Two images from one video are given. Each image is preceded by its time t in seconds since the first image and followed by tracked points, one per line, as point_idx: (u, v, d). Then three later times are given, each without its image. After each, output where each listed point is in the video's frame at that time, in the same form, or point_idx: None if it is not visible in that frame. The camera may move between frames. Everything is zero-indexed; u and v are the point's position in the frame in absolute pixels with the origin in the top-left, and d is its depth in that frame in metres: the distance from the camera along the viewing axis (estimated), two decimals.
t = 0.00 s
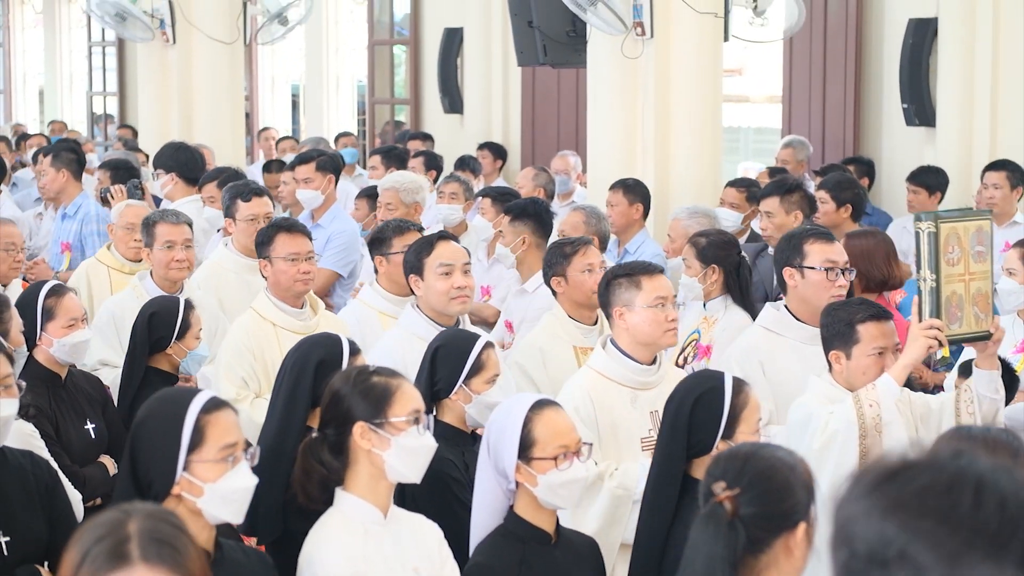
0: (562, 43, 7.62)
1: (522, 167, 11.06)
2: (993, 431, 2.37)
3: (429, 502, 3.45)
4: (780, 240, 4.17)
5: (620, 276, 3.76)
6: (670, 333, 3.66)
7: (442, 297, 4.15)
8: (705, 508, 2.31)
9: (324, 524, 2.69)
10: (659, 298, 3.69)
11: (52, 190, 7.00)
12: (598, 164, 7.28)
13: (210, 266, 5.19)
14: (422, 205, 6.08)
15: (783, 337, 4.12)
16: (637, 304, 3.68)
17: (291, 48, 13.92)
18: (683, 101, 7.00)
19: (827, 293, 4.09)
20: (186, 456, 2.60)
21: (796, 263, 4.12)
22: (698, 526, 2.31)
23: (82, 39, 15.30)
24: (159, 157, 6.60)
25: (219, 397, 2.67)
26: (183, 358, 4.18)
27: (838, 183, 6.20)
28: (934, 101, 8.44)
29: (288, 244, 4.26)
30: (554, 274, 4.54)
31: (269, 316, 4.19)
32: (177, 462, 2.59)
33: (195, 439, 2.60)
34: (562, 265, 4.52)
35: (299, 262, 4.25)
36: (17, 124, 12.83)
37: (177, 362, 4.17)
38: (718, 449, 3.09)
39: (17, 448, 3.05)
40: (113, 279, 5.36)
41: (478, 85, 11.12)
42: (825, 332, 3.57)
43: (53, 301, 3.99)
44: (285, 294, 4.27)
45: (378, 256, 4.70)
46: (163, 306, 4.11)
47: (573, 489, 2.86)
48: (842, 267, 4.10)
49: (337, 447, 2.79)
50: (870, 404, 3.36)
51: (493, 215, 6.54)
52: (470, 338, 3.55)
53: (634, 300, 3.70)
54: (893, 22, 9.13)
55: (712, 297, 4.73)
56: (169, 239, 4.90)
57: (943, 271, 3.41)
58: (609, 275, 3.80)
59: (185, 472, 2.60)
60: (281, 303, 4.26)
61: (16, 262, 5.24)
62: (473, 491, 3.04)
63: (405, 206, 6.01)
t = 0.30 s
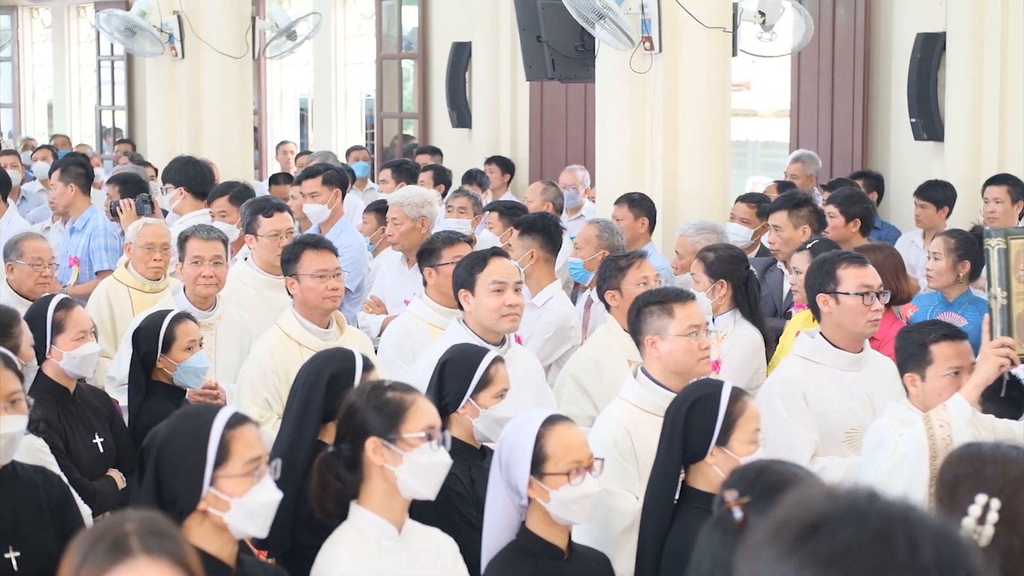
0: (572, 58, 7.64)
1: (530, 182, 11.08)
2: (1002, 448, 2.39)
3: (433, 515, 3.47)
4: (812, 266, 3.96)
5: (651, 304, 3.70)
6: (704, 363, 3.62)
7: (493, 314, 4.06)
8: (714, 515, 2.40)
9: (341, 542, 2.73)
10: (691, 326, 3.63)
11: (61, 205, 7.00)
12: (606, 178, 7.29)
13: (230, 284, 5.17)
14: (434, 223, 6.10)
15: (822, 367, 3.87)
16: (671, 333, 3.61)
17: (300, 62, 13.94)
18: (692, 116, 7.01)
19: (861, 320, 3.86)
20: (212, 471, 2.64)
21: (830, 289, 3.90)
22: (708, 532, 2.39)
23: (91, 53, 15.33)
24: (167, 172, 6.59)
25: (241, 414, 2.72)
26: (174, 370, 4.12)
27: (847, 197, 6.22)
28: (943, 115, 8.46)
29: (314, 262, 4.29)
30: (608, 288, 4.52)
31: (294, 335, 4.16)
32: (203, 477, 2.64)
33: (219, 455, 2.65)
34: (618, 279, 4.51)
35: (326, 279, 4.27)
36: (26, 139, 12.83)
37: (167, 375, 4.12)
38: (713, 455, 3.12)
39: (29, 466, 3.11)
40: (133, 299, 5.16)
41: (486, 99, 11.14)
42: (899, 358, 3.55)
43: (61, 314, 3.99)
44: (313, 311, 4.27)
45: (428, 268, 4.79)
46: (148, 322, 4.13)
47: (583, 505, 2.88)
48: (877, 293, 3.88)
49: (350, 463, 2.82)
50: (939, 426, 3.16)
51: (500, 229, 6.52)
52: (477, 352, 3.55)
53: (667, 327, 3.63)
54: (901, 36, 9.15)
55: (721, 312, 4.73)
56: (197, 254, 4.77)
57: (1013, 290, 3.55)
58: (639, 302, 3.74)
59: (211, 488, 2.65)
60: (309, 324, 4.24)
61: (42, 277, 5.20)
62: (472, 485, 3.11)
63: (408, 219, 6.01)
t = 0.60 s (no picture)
0: (586, 66, 7.65)
1: (545, 190, 11.09)
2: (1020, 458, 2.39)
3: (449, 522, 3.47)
4: (855, 274, 3.94)
5: (687, 314, 3.71)
6: (741, 373, 3.66)
7: (532, 331, 4.00)
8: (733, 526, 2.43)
9: (358, 550, 2.74)
10: (728, 336, 3.65)
11: (76, 213, 7.01)
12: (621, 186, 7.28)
13: (262, 295, 5.11)
14: (446, 232, 6.09)
15: (865, 377, 3.85)
16: (707, 344, 3.64)
17: (315, 70, 13.94)
18: (708, 124, 7.01)
19: (908, 330, 3.83)
20: (230, 482, 2.65)
21: (875, 297, 3.88)
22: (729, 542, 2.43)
23: (106, 61, 15.35)
24: (184, 180, 6.61)
25: (259, 424, 2.72)
26: (185, 380, 4.13)
27: (862, 206, 6.20)
28: (959, 124, 8.46)
29: (374, 276, 4.25)
30: (659, 298, 4.54)
31: (349, 345, 4.16)
32: (223, 487, 2.65)
33: (239, 465, 2.65)
34: (669, 290, 4.52)
35: (387, 293, 4.23)
36: (40, 147, 12.84)
37: (179, 384, 4.13)
38: (718, 459, 3.23)
39: (47, 474, 3.14)
40: (157, 306, 5.16)
41: (501, 108, 11.15)
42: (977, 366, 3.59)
43: (77, 320, 4.00)
44: (370, 325, 4.23)
45: (473, 275, 4.83)
46: (163, 332, 4.15)
47: (600, 516, 2.88)
48: (923, 301, 3.86)
49: (368, 472, 2.84)
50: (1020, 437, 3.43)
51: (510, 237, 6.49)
52: (493, 361, 3.55)
53: (703, 338, 3.66)
54: (917, 44, 9.14)
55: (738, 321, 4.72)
56: (220, 268, 4.65)
57: None
58: (674, 312, 3.75)
59: (230, 498, 2.65)
60: (364, 335, 4.22)
61: (67, 283, 5.15)
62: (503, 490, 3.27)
63: (416, 228, 6.00)
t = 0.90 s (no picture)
0: (600, 75, 7.63)
1: (558, 199, 11.08)
2: None
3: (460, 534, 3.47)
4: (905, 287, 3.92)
5: (732, 328, 3.71)
6: (786, 391, 3.65)
7: (560, 343, 3.84)
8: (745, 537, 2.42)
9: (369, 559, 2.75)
10: (773, 353, 3.64)
11: (89, 222, 7.01)
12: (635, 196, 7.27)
13: (310, 305, 5.05)
14: (456, 242, 6.06)
15: (916, 394, 3.83)
16: (752, 360, 3.65)
17: (328, 79, 13.94)
18: (722, 133, 7.00)
19: (956, 345, 3.80)
20: (241, 493, 2.64)
21: (924, 312, 3.84)
22: (741, 555, 2.43)
23: (120, 70, 15.36)
24: (198, 189, 6.60)
25: (270, 434, 2.71)
26: (199, 391, 4.12)
27: (876, 215, 6.18)
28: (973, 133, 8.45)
29: (430, 281, 4.24)
30: (702, 314, 4.32)
31: (403, 352, 4.27)
32: (233, 497, 2.64)
33: (249, 476, 2.64)
34: (715, 309, 4.31)
35: (442, 300, 4.21)
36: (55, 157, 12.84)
37: (193, 395, 4.13)
38: (731, 466, 3.22)
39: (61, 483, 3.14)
40: (179, 317, 5.12)
41: (515, 117, 11.15)
42: None
43: (88, 330, 4.00)
44: (425, 332, 4.28)
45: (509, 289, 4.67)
46: (178, 341, 4.14)
47: (609, 526, 2.90)
48: (973, 316, 3.83)
49: (379, 482, 2.84)
50: None
51: (520, 247, 6.47)
52: (507, 371, 3.54)
53: (748, 354, 3.66)
54: (932, 54, 9.13)
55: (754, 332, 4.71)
56: (228, 281, 4.56)
57: None
58: (719, 326, 3.75)
59: (240, 509, 2.64)
60: (420, 343, 4.29)
61: (80, 297, 5.12)
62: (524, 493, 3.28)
63: (423, 237, 5.99)
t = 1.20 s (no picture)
0: (616, 86, 7.63)
1: (574, 211, 11.10)
2: None
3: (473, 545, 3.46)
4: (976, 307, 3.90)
5: (799, 350, 3.58)
6: (856, 414, 3.48)
7: (605, 359, 3.70)
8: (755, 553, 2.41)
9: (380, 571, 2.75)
10: (842, 374, 3.50)
11: (105, 233, 7.01)
12: (650, 208, 7.26)
13: (358, 314, 4.93)
14: (471, 253, 6.04)
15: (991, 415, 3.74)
16: (820, 381, 3.50)
17: (344, 91, 13.96)
18: (737, 143, 7.00)
19: None
20: (253, 504, 2.64)
21: (993, 331, 3.81)
22: (754, 570, 2.43)
23: (137, 83, 15.40)
24: (214, 201, 6.61)
25: (283, 445, 2.72)
26: (217, 402, 4.13)
27: (892, 227, 6.18)
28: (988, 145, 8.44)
29: (469, 297, 4.17)
30: (742, 328, 4.17)
31: (442, 369, 4.19)
32: (246, 508, 2.64)
33: (262, 486, 2.64)
34: (756, 323, 4.13)
35: (480, 317, 4.15)
36: (72, 169, 12.86)
37: (211, 406, 4.13)
38: (746, 476, 3.21)
39: (78, 493, 3.15)
40: (207, 331, 5.08)
41: (530, 129, 11.17)
42: None
43: (102, 340, 4.00)
44: (465, 349, 4.20)
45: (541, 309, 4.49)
46: (196, 351, 4.15)
47: (621, 537, 2.89)
48: None
49: (390, 492, 2.84)
50: None
51: (535, 260, 6.46)
52: (525, 382, 3.54)
53: (817, 376, 3.52)
54: (948, 67, 9.14)
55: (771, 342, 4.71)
56: (250, 296, 4.53)
57: None
58: (787, 349, 3.63)
59: (253, 519, 2.64)
60: (460, 361, 4.21)
61: (94, 310, 5.11)
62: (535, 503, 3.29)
63: (436, 248, 6.00)
